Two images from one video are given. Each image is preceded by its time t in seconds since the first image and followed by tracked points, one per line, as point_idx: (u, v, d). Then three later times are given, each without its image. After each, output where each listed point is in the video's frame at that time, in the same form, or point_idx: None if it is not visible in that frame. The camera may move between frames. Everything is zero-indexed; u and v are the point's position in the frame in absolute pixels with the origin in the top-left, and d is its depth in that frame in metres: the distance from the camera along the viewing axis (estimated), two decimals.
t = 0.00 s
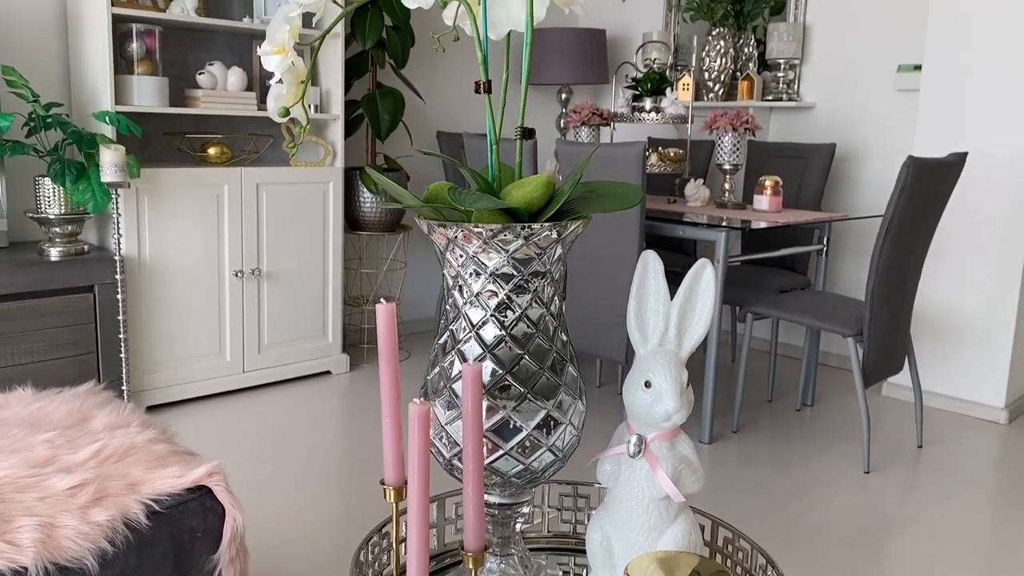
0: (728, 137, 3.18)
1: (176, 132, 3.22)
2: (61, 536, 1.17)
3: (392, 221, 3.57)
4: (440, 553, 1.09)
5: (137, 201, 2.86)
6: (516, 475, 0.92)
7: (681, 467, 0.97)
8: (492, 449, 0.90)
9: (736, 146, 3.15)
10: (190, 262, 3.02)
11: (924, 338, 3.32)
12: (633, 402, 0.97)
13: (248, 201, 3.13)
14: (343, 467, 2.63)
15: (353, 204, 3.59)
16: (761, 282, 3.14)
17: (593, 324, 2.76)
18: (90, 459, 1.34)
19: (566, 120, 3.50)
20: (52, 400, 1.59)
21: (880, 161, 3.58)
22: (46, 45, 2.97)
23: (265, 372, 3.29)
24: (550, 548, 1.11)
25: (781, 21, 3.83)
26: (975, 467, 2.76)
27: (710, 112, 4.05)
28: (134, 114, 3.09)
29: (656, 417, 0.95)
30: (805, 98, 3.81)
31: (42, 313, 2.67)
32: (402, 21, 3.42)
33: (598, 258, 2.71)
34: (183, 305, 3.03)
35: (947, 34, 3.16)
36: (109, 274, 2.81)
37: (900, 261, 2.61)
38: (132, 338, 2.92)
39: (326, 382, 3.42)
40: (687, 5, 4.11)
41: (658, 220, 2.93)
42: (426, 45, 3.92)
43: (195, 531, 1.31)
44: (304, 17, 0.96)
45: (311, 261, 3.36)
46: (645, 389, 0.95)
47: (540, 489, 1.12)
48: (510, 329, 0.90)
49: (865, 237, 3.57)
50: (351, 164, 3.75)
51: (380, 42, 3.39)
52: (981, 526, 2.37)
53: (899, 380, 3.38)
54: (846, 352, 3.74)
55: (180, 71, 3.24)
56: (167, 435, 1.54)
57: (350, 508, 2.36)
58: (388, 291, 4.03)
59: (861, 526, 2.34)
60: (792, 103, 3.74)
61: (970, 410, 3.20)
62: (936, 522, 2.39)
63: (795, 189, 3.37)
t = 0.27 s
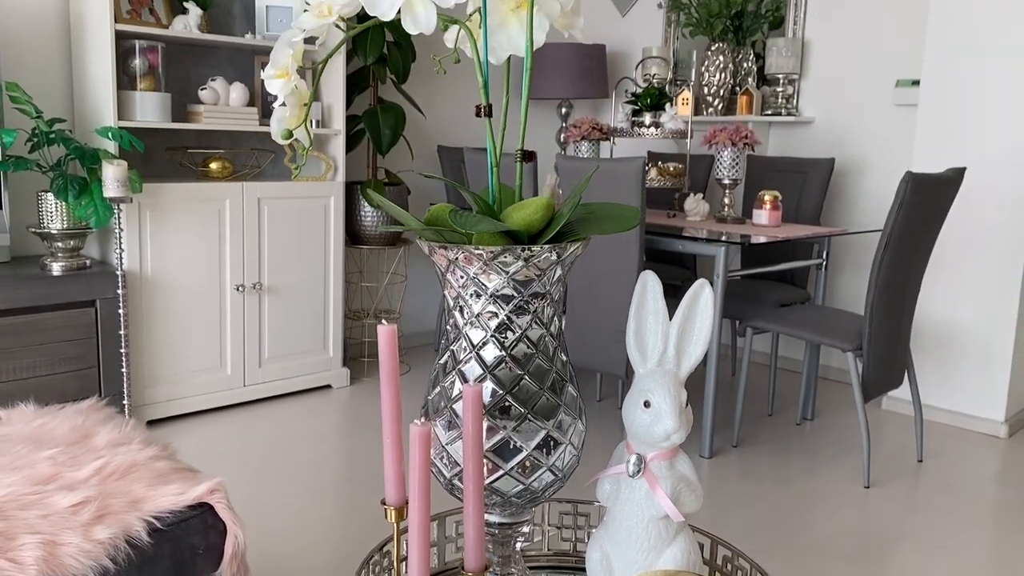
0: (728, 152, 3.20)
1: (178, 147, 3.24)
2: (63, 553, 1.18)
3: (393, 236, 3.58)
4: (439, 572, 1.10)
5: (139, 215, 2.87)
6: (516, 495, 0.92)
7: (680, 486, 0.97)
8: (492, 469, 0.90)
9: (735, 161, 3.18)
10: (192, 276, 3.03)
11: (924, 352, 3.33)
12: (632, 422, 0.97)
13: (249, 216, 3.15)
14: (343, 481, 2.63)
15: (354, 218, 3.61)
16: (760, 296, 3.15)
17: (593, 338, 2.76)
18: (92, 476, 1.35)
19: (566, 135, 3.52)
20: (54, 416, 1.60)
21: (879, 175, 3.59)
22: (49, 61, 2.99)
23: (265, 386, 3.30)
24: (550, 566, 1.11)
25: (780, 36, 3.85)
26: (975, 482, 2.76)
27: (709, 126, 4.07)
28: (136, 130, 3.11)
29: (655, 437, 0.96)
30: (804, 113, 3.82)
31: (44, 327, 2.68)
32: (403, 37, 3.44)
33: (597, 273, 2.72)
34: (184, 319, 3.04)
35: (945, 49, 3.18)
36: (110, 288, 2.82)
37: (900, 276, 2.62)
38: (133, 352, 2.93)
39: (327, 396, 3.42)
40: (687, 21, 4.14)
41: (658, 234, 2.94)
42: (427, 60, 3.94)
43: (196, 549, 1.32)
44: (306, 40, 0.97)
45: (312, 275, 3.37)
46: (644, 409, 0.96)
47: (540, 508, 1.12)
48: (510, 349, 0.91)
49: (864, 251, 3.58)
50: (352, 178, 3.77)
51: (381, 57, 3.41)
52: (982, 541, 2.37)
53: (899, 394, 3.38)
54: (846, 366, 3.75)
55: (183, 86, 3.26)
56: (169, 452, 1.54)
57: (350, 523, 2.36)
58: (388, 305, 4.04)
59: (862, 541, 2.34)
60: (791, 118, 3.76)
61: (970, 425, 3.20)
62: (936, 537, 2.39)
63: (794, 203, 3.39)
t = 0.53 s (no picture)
0: (728, 167, 3.21)
1: (182, 161, 3.26)
2: (66, 570, 1.18)
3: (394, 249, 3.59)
4: None
5: (141, 230, 2.89)
6: (518, 513, 0.93)
7: (681, 504, 0.98)
8: (494, 487, 0.91)
9: (736, 175, 3.18)
10: (194, 291, 3.04)
11: (925, 366, 3.33)
12: (634, 440, 0.98)
13: (251, 230, 3.16)
14: (345, 495, 2.64)
15: (355, 232, 3.62)
16: (761, 309, 3.16)
17: (594, 352, 2.76)
18: (96, 493, 1.35)
19: (567, 149, 3.53)
20: (58, 432, 1.61)
21: (879, 190, 3.61)
22: (54, 76, 3.01)
23: (267, 400, 3.30)
24: None
25: (780, 51, 3.88)
26: (977, 497, 2.75)
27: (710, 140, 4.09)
28: (140, 144, 3.13)
29: (657, 454, 0.96)
30: (804, 127, 3.84)
31: (47, 342, 2.69)
32: (405, 53, 3.46)
33: (598, 287, 2.72)
34: (187, 333, 3.04)
35: (944, 63, 3.19)
36: (113, 302, 2.82)
37: (900, 291, 2.63)
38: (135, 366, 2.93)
39: (328, 409, 3.43)
40: (687, 35, 4.16)
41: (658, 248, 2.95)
42: (429, 75, 3.96)
43: (199, 564, 1.30)
44: (311, 62, 0.99)
45: (314, 289, 3.38)
46: (646, 427, 0.97)
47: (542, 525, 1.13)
48: (512, 368, 0.92)
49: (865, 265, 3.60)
50: (354, 192, 3.79)
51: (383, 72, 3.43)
52: (983, 556, 2.37)
53: (900, 408, 3.38)
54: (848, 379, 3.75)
55: (186, 101, 3.28)
56: (171, 468, 1.55)
57: (351, 538, 2.36)
58: (390, 319, 4.05)
59: (863, 556, 2.33)
60: (791, 132, 3.77)
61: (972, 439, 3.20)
62: (938, 551, 2.38)
63: (794, 217, 3.40)
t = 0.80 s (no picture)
0: (730, 181, 3.22)
1: (185, 176, 3.28)
2: None
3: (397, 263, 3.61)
4: None
5: (145, 244, 2.90)
6: (521, 531, 0.93)
7: (684, 522, 0.98)
8: (496, 505, 0.91)
9: (737, 189, 3.19)
10: (197, 305, 3.05)
11: (928, 379, 3.33)
12: (636, 457, 0.98)
13: (255, 244, 3.17)
14: (348, 508, 2.64)
15: (358, 246, 3.64)
16: (763, 323, 3.16)
17: (596, 366, 2.77)
18: (100, 509, 1.36)
19: (569, 163, 3.54)
20: (62, 448, 1.61)
21: (880, 203, 3.62)
22: (59, 91, 3.04)
23: (270, 413, 3.31)
24: None
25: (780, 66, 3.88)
26: (980, 511, 2.75)
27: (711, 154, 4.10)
28: (144, 159, 3.14)
29: (659, 472, 0.97)
30: (806, 141, 3.85)
31: (50, 356, 2.71)
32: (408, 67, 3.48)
33: (600, 301, 2.72)
34: (189, 347, 3.05)
35: (944, 80, 3.21)
36: (117, 316, 2.84)
37: (901, 305, 2.63)
38: (138, 380, 2.94)
39: (331, 423, 3.43)
40: (688, 50, 4.17)
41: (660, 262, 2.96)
42: (431, 90, 3.99)
43: None
44: (317, 84, 1.00)
45: (317, 303, 3.39)
46: (648, 445, 0.97)
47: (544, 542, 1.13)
48: (515, 386, 0.92)
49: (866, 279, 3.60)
50: (357, 206, 3.80)
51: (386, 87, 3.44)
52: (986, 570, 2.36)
53: (903, 422, 3.38)
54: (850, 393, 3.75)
55: (190, 116, 3.30)
56: (175, 484, 1.55)
57: (353, 552, 2.36)
58: (392, 332, 4.05)
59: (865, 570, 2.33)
60: (792, 146, 3.78)
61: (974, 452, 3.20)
62: (940, 566, 2.38)
63: (796, 230, 3.41)
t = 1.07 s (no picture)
0: (733, 195, 3.22)
1: (191, 191, 3.30)
2: None
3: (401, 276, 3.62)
4: None
5: (151, 258, 2.91)
6: (525, 548, 0.94)
7: (687, 539, 0.99)
8: (500, 522, 0.92)
9: (740, 203, 3.20)
10: (202, 318, 3.06)
11: (932, 393, 3.32)
12: (640, 475, 0.99)
13: (260, 258, 3.19)
14: (351, 522, 2.63)
15: (362, 259, 3.65)
16: (766, 336, 3.16)
17: (600, 380, 2.77)
18: (105, 524, 1.36)
19: (572, 177, 3.55)
20: (68, 462, 1.62)
21: (883, 217, 3.62)
22: (66, 107, 3.06)
23: (274, 427, 3.31)
24: None
25: (783, 78, 3.92)
26: (986, 525, 2.74)
27: (714, 167, 4.12)
28: (150, 174, 3.17)
29: (662, 490, 0.98)
30: (808, 154, 3.87)
31: (56, 370, 2.72)
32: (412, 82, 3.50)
33: (603, 314, 2.73)
34: (194, 361, 3.06)
35: (947, 95, 3.22)
36: (122, 330, 2.85)
37: (905, 319, 2.63)
38: (143, 394, 2.95)
39: (335, 436, 3.43)
40: (691, 64, 4.19)
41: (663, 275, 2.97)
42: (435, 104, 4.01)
43: None
44: (322, 105, 1.01)
45: (321, 316, 3.40)
46: (651, 462, 0.97)
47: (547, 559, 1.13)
48: (519, 404, 0.93)
49: (870, 292, 3.61)
50: (361, 220, 3.82)
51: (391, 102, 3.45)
52: None
53: (908, 435, 3.38)
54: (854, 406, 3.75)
55: (195, 130, 3.33)
56: (180, 499, 1.56)
57: (356, 566, 2.36)
58: (396, 345, 4.06)
59: None
60: (795, 160, 3.80)
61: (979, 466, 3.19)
62: None
63: (799, 244, 3.41)
